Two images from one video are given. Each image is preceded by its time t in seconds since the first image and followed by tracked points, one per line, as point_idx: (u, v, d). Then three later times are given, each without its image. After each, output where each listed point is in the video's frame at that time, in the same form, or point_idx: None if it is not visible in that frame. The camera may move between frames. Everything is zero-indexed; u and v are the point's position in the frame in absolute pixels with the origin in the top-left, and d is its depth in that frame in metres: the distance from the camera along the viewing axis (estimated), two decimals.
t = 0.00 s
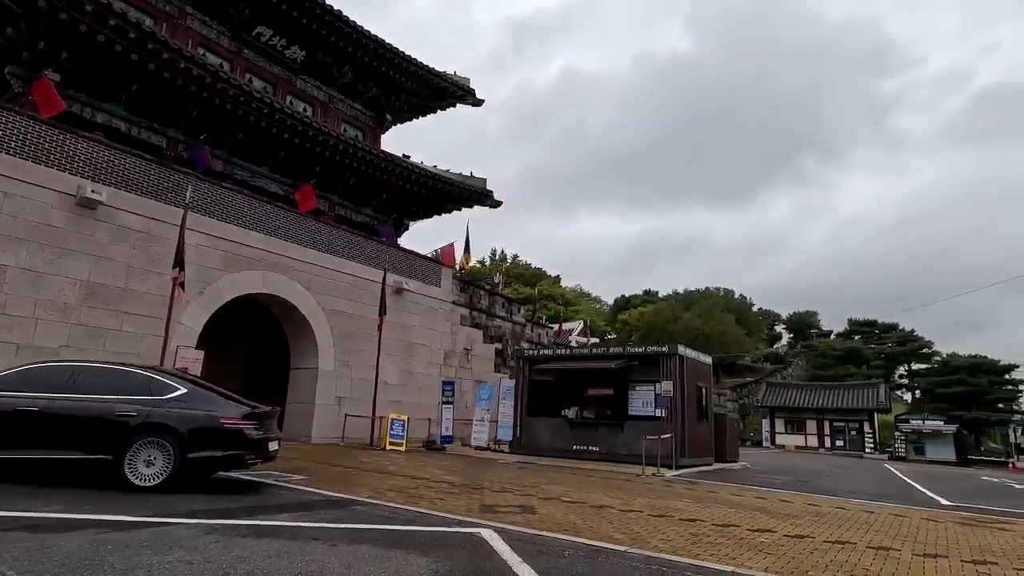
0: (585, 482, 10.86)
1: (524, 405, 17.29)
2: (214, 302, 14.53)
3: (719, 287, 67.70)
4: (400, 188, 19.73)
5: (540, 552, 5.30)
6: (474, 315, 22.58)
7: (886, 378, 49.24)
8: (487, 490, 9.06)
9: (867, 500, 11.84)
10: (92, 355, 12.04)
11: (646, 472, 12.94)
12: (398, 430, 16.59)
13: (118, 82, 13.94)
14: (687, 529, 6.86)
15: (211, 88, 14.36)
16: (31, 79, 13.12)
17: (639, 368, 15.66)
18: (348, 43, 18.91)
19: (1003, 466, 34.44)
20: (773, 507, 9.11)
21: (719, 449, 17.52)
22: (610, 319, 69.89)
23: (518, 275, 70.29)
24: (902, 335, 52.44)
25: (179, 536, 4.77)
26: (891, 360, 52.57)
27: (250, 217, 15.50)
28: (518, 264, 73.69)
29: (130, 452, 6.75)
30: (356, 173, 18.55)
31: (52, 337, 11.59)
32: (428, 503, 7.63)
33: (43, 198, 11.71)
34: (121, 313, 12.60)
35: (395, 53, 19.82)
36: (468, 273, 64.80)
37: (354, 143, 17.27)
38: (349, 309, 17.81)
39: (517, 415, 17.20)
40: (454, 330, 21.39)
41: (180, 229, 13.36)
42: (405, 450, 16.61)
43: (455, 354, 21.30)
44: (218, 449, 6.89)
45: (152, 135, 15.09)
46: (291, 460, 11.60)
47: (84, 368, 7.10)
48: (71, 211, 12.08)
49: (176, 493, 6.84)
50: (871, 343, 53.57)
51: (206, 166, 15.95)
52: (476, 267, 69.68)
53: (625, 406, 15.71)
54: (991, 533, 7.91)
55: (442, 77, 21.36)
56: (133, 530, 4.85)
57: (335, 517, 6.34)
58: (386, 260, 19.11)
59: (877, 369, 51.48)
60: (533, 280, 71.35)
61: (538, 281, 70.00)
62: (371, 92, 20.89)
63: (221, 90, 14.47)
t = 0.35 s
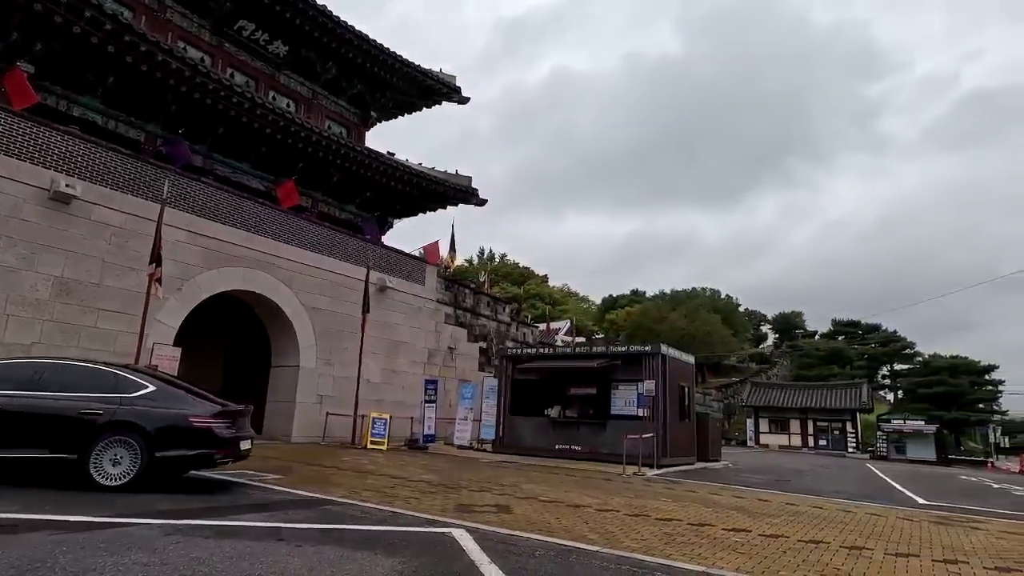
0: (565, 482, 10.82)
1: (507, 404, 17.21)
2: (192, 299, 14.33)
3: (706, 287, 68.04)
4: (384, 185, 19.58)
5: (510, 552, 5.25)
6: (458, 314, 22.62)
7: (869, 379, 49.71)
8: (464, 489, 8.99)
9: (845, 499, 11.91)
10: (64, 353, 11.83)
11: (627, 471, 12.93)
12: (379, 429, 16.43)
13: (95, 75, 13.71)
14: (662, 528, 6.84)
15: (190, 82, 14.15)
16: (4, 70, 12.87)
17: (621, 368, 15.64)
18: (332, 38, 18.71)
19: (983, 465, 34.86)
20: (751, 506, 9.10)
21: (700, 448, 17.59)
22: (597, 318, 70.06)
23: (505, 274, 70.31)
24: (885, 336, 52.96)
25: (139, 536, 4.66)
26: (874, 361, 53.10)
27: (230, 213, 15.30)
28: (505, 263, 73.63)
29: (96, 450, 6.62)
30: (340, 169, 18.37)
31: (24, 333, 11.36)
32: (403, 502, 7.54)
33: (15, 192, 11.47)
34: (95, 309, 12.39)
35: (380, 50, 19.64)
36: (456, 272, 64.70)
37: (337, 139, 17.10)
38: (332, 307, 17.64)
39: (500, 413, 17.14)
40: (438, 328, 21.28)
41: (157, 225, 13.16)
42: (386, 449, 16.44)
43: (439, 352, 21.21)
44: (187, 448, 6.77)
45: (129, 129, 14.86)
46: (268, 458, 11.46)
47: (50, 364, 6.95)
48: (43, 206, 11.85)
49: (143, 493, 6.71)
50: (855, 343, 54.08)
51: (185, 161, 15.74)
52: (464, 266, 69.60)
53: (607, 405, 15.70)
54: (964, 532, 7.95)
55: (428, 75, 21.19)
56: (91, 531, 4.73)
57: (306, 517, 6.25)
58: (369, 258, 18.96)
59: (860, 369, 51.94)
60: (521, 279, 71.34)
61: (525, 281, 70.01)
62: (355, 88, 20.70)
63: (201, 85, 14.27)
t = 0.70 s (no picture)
0: (543, 480, 10.83)
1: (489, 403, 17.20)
2: (169, 295, 14.18)
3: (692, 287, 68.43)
4: (367, 183, 19.48)
5: (477, 549, 5.25)
6: (442, 313, 22.56)
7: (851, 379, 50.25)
8: (440, 488, 8.96)
9: (820, 498, 12.02)
10: (37, 349, 11.66)
11: (607, 470, 12.98)
12: (359, 427, 16.34)
13: (70, 68, 13.54)
14: (634, 526, 6.86)
15: (168, 77, 14.00)
16: None
17: (602, 367, 15.69)
18: (315, 35, 18.58)
19: (960, 464, 35.33)
20: (725, 504, 9.15)
21: (681, 447, 17.70)
22: (584, 318, 70.27)
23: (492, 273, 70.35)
24: (867, 336, 53.53)
25: (97, 535, 4.60)
26: (856, 361, 53.67)
27: (209, 209, 15.16)
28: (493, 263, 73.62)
29: (61, 448, 6.54)
30: (322, 167, 18.26)
31: None
32: (376, 501, 7.51)
33: None
34: (69, 305, 12.23)
35: (364, 47, 19.52)
36: (442, 271, 64.67)
37: (319, 136, 17.00)
38: (313, 305, 17.53)
39: (481, 412, 17.12)
40: (421, 327, 21.22)
41: (134, 220, 13.01)
42: (367, 447, 16.36)
43: (422, 351, 21.16)
44: (155, 446, 6.70)
45: (107, 123, 14.69)
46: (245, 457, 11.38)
47: (28, 363, 6.86)
48: (16, 200, 11.68)
49: (110, 491, 6.62)
50: (838, 344, 54.62)
51: (163, 157, 15.58)
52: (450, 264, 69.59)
53: (588, 404, 15.75)
54: (933, 530, 8.04)
55: (412, 72, 21.08)
56: (49, 530, 4.66)
57: (275, 515, 6.20)
58: (351, 256, 18.85)
59: (842, 369, 52.48)
60: (508, 278, 71.38)
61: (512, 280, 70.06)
62: (339, 85, 20.59)
63: (179, 79, 14.12)
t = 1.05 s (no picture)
0: (520, 481, 10.88)
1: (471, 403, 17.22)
2: (148, 293, 14.10)
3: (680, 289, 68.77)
4: (351, 182, 19.43)
5: (444, 549, 5.28)
6: (426, 313, 22.51)
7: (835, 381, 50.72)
8: (416, 488, 8.98)
9: (795, 499, 12.15)
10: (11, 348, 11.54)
11: (586, 471, 13.04)
12: (341, 427, 16.29)
13: (49, 63, 13.42)
14: (604, 526, 6.92)
15: (149, 74, 13.92)
16: None
17: (584, 368, 15.76)
18: (300, 32, 18.50)
19: (940, 466, 35.72)
20: (699, 504, 9.24)
21: (662, 447, 17.83)
22: (572, 318, 70.48)
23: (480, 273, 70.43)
24: (851, 339, 54.00)
25: (59, 535, 4.59)
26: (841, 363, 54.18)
27: (190, 207, 15.08)
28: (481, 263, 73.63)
29: (28, 447, 6.49)
30: (306, 166, 18.21)
31: None
32: (349, 501, 7.51)
33: None
34: (45, 303, 12.12)
35: (350, 45, 19.45)
36: (430, 270, 64.60)
37: (302, 135, 16.94)
38: (296, 304, 17.47)
39: (464, 412, 17.14)
40: (405, 326, 21.20)
41: (112, 218, 12.92)
42: (348, 447, 16.31)
43: (406, 351, 21.15)
44: (126, 446, 6.72)
45: (86, 120, 14.56)
46: (222, 456, 11.34)
47: (9, 362, 6.82)
48: None
49: (78, 491, 6.61)
50: (823, 346, 55.11)
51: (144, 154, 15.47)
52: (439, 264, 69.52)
53: (569, 405, 15.82)
54: (902, 530, 8.16)
55: (398, 71, 21.03)
56: (11, 529, 4.65)
57: (244, 515, 6.20)
58: (335, 255, 18.80)
59: (827, 370, 52.94)
60: (496, 278, 71.43)
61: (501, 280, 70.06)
62: (324, 83, 20.51)
63: (160, 76, 14.04)
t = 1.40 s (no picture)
0: (501, 481, 10.90)
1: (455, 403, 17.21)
2: (129, 292, 13.98)
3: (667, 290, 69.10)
4: (336, 182, 19.36)
5: (415, 548, 5.29)
6: (412, 313, 22.48)
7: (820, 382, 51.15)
8: (394, 488, 8.97)
9: (774, 499, 12.22)
10: None
11: (568, 471, 13.07)
12: (323, 427, 16.21)
13: (28, 59, 13.29)
14: (579, 525, 6.95)
15: (131, 70, 13.80)
16: None
17: (567, 368, 15.80)
18: (285, 31, 18.42)
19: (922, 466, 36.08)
20: (677, 504, 9.28)
21: (645, 447, 17.92)
22: (560, 318, 70.59)
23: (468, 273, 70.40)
24: (836, 341, 54.42)
25: (23, 535, 4.55)
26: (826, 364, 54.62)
27: (172, 206, 14.97)
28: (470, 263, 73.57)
29: None
30: (290, 165, 18.12)
31: None
32: (325, 501, 7.49)
33: None
34: (22, 302, 11.99)
35: (336, 45, 19.39)
36: (418, 271, 64.49)
37: (287, 134, 16.87)
38: (279, 304, 17.39)
39: (448, 412, 17.13)
40: (390, 326, 21.14)
41: (92, 216, 12.81)
42: (331, 447, 16.23)
43: (391, 351, 21.10)
44: (97, 446, 6.68)
45: (66, 117, 14.43)
46: (201, 456, 11.25)
47: None
48: None
49: (48, 491, 6.55)
50: (808, 348, 55.56)
51: (125, 152, 15.35)
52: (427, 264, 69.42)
53: (552, 405, 15.85)
54: (875, 530, 8.24)
55: (385, 71, 20.98)
56: None
57: (217, 515, 6.17)
58: (319, 255, 18.73)
59: (812, 372, 53.37)
60: (485, 279, 71.43)
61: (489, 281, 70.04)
62: (310, 83, 20.43)
63: (142, 74, 13.93)
